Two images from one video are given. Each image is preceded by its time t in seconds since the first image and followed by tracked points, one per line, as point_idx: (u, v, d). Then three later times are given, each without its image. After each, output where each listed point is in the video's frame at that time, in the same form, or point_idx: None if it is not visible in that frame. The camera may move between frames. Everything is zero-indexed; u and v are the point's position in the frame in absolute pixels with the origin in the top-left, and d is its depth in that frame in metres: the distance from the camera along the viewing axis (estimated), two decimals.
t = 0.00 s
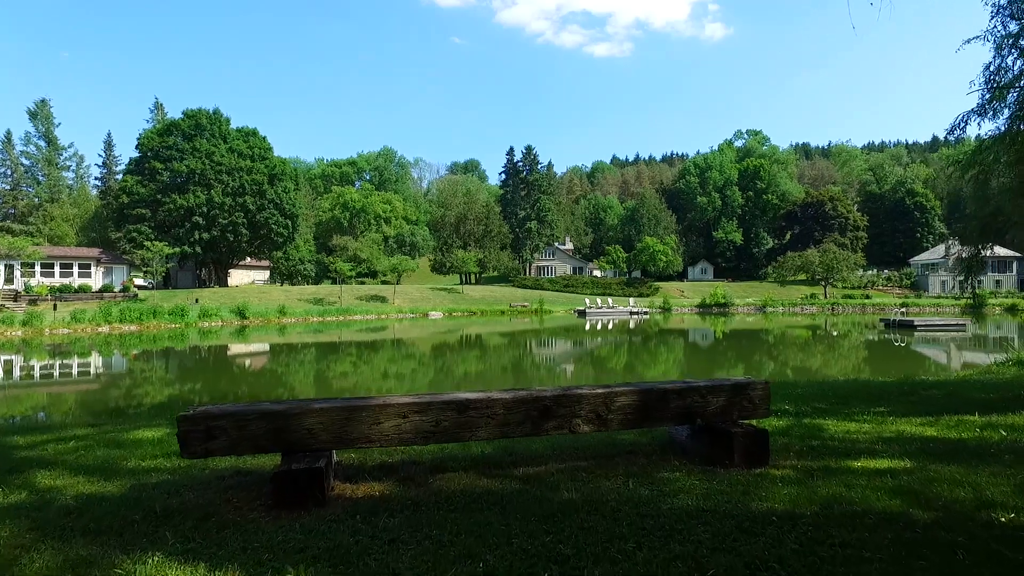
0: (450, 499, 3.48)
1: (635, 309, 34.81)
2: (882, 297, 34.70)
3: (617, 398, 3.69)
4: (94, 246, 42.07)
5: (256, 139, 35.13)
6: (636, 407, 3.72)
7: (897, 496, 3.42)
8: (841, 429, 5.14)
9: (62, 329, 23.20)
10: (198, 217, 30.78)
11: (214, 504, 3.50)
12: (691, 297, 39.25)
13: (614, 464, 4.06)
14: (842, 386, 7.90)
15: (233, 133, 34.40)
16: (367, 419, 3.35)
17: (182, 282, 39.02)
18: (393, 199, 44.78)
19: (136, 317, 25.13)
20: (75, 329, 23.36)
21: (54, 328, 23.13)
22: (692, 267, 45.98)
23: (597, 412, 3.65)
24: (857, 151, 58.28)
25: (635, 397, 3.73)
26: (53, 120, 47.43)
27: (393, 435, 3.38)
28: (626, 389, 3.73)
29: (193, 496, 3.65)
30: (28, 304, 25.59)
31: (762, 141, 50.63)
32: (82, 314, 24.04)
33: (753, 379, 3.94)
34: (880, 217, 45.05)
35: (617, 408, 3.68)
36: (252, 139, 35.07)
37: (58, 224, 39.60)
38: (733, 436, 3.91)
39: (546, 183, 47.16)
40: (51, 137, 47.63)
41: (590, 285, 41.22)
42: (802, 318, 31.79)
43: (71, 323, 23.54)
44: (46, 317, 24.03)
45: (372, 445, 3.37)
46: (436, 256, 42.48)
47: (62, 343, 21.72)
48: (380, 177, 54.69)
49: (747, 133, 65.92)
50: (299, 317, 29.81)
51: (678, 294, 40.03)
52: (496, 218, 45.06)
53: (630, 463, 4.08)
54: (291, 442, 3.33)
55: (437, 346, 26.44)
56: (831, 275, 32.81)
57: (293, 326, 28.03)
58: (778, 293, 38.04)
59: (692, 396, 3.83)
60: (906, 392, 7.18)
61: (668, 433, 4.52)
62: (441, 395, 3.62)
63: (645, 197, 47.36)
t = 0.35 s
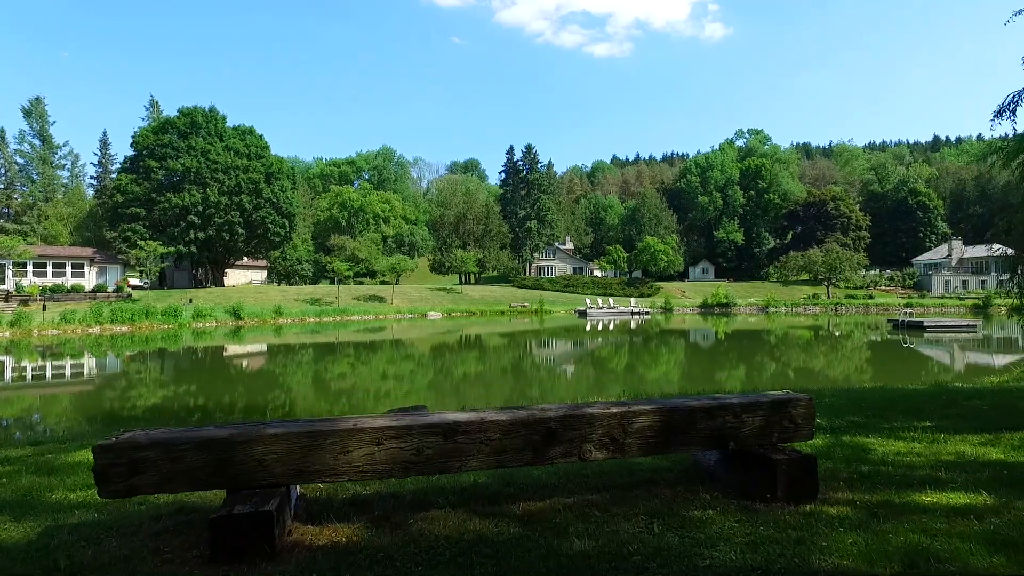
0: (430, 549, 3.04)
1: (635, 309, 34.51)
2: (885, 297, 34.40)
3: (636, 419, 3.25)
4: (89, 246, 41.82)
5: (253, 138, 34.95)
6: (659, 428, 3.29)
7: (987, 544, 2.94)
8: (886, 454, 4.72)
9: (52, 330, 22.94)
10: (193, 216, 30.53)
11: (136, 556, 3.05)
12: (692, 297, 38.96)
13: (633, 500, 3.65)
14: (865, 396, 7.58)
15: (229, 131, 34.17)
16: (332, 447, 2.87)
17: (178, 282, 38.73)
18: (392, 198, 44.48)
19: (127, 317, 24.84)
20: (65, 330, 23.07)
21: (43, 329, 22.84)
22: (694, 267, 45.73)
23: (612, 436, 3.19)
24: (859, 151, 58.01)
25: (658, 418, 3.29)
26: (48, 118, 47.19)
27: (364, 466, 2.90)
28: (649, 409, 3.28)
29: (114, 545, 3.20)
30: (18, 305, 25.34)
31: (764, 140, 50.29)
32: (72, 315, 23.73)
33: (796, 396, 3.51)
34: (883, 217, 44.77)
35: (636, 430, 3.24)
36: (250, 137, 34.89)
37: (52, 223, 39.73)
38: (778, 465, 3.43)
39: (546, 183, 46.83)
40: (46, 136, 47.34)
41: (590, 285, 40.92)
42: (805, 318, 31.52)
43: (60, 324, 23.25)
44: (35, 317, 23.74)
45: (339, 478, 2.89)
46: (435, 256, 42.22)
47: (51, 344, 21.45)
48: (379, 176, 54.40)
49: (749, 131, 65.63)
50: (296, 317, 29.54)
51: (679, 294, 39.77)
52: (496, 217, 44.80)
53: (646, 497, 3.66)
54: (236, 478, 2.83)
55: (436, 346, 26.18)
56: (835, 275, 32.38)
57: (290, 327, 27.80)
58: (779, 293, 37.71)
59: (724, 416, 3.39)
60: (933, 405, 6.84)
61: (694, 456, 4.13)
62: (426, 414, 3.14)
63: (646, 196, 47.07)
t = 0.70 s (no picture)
0: None
1: (636, 309, 34.18)
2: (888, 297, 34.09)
3: (666, 459, 2.55)
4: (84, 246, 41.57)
5: (249, 136, 34.79)
6: (700, 464, 2.61)
7: None
8: (966, 493, 4.14)
9: (38, 330, 22.62)
10: (188, 214, 30.25)
11: None
12: (693, 297, 38.63)
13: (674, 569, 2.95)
14: (895, 408, 7.21)
15: (225, 129, 33.96)
16: (266, 501, 2.08)
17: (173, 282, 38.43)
18: (391, 197, 44.18)
19: (117, 317, 24.49)
20: (52, 331, 22.72)
21: (30, 330, 22.48)
22: (695, 267, 45.54)
23: (637, 477, 2.50)
24: (861, 150, 57.69)
25: (696, 454, 2.60)
26: (42, 115, 46.97)
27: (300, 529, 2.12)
28: (679, 443, 2.58)
29: None
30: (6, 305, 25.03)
31: (765, 138, 49.97)
32: (60, 315, 23.37)
33: (868, 423, 2.92)
34: (886, 216, 44.47)
35: (668, 468, 2.55)
36: (246, 135, 34.72)
37: (45, 222, 39.74)
38: (853, 514, 2.76)
39: (546, 182, 46.48)
40: (41, 134, 47.07)
41: (590, 285, 40.59)
42: (809, 318, 31.18)
43: (48, 325, 22.88)
44: (22, 318, 23.37)
45: (277, 541, 2.10)
46: (435, 255, 41.94)
47: (38, 345, 21.10)
48: (378, 175, 54.20)
49: (750, 129, 65.40)
50: (292, 317, 29.25)
51: (680, 294, 39.45)
52: (496, 217, 44.59)
53: (683, 567, 3.01)
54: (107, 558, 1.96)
55: (436, 346, 25.89)
56: (839, 274, 32.03)
57: (286, 327, 27.54)
58: (781, 293, 37.36)
59: (778, 447, 2.75)
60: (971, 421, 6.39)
61: (737, 495, 3.68)
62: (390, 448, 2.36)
63: (646, 195, 46.74)
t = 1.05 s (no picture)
0: None
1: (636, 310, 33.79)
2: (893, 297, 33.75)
3: (734, 533, 2.56)
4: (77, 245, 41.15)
5: (245, 133, 34.67)
6: (776, 537, 2.62)
7: None
8: None
9: (25, 331, 22.26)
10: (182, 212, 30.00)
11: None
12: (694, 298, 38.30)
13: None
14: (949, 424, 6.69)
15: (220, 126, 33.85)
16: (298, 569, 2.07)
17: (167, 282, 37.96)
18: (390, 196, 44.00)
19: (106, 317, 24.15)
20: (39, 332, 22.35)
21: (16, 331, 22.12)
22: (696, 267, 45.27)
23: (697, 556, 2.50)
24: (864, 148, 57.26)
25: (775, 525, 2.62)
26: (34, 113, 46.59)
27: None
28: (749, 512, 2.58)
29: None
30: None
31: (767, 137, 49.63)
32: (47, 315, 23.03)
33: (1006, 481, 2.94)
34: (889, 215, 44.12)
35: (732, 544, 2.56)
36: (241, 133, 34.61)
37: (37, 221, 39.46)
38: None
39: (546, 180, 46.08)
40: (34, 131, 46.71)
41: (591, 284, 40.25)
42: (812, 318, 30.87)
43: (34, 326, 22.52)
44: (9, 319, 23.01)
45: None
46: (433, 255, 41.58)
47: (25, 346, 20.75)
48: (376, 174, 53.87)
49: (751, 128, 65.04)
50: (287, 317, 28.92)
51: (682, 294, 39.09)
52: (495, 216, 44.25)
53: None
54: None
55: (435, 347, 25.60)
56: (843, 274, 31.76)
57: (281, 327, 27.19)
58: (783, 293, 37.01)
59: (886, 510, 2.75)
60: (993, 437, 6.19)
61: None
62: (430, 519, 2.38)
63: (647, 194, 46.37)
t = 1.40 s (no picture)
0: None
1: (636, 310, 33.41)
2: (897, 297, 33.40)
3: None
4: (69, 244, 40.68)
5: (240, 130, 34.29)
6: None
7: None
8: None
9: (10, 333, 21.85)
10: (176, 211, 29.60)
11: None
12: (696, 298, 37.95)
13: None
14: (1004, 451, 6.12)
15: (215, 123, 33.47)
16: None
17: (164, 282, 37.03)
18: (388, 196, 43.81)
19: (94, 318, 23.79)
20: (23, 333, 21.95)
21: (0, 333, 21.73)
22: (698, 267, 44.98)
23: None
24: (868, 147, 56.90)
25: None
26: (27, 109, 46.20)
27: None
28: None
29: None
30: None
31: (770, 136, 49.28)
32: (32, 316, 22.63)
33: None
34: (892, 214, 43.81)
35: None
36: (236, 129, 34.20)
37: (29, 220, 38.97)
38: None
39: (547, 179, 45.68)
40: (26, 129, 46.25)
41: (591, 284, 39.87)
42: (816, 319, 30.53)
43: (19, 327, 22.13)
44: None
45: None
46: (432, 254, 41.20)
47: (10, 348, 20.35)
48: (375, 173, 53.55)
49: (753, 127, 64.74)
50: (282, 317, 28.58)
51: (684, 294, 38.72)
52: (495, 215, 43.92)
53: None
54: None
55: (434, 347, 25.26)
56: (848, 273, 31.41)
57: (276, 327, 26.86)
58: (786, 294, 36.67)
59: None
60: (1006, 455, 5.99)
61: None
62: None
63: (649, 193, 46.02)
